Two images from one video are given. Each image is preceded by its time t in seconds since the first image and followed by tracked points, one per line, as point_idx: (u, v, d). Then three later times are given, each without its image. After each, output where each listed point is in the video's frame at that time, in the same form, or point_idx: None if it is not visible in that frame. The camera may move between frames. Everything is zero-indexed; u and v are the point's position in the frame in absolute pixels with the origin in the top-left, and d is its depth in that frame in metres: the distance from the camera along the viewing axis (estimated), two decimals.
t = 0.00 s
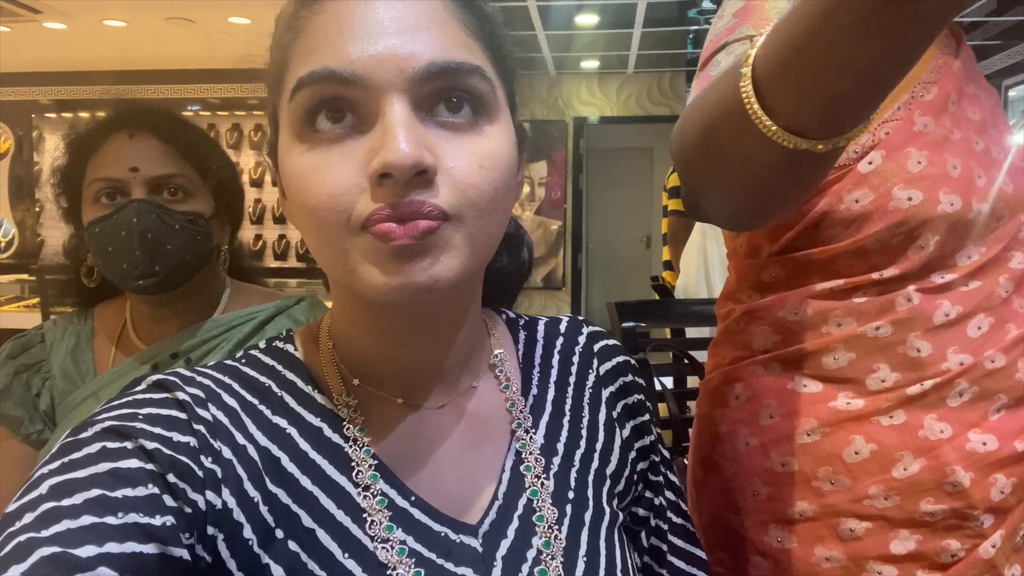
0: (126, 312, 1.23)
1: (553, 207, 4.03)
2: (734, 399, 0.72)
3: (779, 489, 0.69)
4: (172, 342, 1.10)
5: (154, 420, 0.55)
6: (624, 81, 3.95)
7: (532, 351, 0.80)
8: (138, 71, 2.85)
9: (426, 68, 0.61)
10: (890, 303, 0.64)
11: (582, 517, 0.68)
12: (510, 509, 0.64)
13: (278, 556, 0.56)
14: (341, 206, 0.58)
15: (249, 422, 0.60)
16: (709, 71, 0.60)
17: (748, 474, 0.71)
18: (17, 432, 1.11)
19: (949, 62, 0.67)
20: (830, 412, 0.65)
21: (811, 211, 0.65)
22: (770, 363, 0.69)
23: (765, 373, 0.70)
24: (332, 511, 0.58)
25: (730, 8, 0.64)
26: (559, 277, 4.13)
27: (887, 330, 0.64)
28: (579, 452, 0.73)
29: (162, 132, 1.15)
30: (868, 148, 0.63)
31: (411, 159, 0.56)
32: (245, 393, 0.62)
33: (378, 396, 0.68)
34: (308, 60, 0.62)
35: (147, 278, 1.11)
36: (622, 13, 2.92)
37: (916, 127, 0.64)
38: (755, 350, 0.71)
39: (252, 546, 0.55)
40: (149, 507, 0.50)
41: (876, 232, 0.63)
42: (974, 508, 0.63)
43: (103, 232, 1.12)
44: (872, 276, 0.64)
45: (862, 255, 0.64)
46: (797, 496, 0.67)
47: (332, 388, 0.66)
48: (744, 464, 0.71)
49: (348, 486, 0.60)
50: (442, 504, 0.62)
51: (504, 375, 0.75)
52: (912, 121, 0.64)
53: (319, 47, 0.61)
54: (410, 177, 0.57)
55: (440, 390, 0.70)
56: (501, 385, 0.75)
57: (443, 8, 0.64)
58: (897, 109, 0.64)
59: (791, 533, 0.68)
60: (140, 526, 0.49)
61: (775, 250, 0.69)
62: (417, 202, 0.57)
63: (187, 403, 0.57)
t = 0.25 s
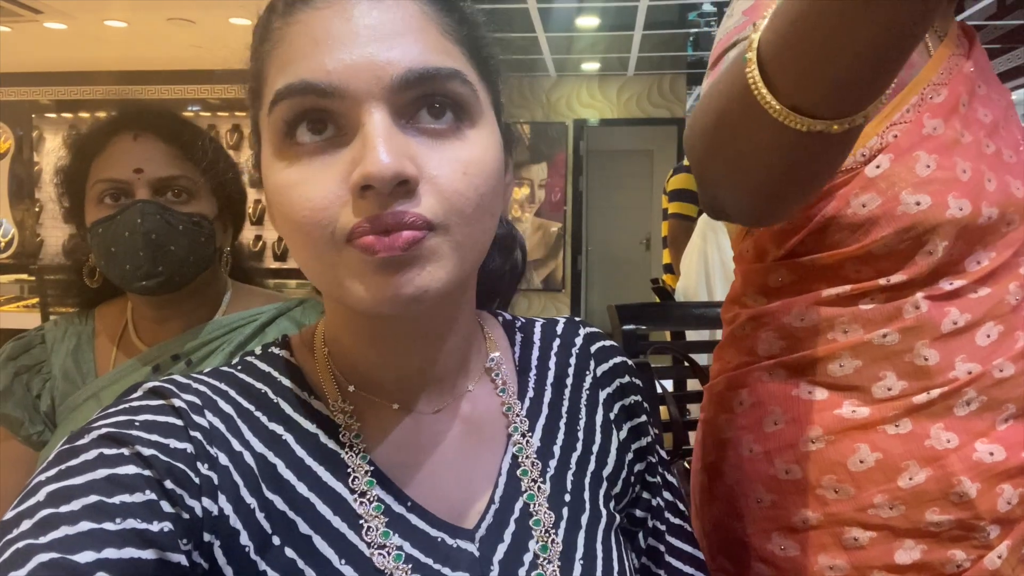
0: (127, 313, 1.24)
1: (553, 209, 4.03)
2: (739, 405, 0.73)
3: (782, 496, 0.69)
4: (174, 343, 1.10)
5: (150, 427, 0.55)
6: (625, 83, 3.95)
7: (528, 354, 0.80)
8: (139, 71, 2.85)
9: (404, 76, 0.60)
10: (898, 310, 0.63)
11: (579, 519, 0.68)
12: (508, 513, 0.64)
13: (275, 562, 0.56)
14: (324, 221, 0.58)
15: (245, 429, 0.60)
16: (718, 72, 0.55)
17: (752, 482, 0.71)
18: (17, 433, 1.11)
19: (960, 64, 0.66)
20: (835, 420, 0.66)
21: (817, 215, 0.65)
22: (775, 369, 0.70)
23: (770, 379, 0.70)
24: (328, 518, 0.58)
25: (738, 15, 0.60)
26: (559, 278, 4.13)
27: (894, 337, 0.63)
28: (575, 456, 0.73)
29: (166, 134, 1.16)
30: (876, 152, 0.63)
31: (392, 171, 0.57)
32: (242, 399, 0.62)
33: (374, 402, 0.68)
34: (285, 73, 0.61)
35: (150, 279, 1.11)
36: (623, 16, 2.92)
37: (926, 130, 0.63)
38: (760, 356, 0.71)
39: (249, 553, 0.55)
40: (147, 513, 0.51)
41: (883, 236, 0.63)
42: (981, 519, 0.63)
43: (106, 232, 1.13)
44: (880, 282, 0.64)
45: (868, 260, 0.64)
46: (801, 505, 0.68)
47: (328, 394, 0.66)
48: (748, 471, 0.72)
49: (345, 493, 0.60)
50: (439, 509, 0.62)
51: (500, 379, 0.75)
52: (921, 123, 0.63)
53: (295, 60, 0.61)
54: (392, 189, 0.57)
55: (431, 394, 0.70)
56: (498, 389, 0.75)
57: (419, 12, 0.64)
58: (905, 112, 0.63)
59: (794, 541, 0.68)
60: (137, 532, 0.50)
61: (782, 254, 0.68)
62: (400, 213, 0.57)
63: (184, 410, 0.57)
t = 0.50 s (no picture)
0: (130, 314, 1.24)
1: (554, 210, 4.03)
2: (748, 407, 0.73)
3: (791, 498, 0.69)
4: (177, 344, 1.11)
5: (154, 427, 0.55)
6: (625, 85, 3.95)
7: (528, 354, 0.80)
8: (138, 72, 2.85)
9: (385, 83, 0.60)
10: (908, 311, 0.62)
11: (579, 518, 0.68)
12: (508, 513, 0.64)
13: (277, 562, 0.56)
14: (312, 231, 0.58)
15: (247, 430, 0.60)
16: (726, 144, 0.54)
17: (761, 483, 0.72)
18: (21, 434, 1.11)
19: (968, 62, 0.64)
20: (845, 422, 0.65)
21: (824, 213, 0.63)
22: (784, 370, 0.69)
23: (779, 381, 0.70)
24: (330, 518, 0.58)
25: (739, 52, 0.58)
26: (559, 280, 4.13)
27: (904, 338, 0.62)
28: (575, 455, 0.73)
29: (169, 134, 1.16)
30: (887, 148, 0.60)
31: (375, 180, 0.56)
32: (244, 400, 0.62)
33: (373, 404, 0.68)
34: (267, 86, 0.62)
35: (152, 278, 1.12)
36: (622, 17, 2.92)
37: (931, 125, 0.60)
38: (768, 357, 0.71)
39: (251, 553, 0.55)
40: (152, 511, 0.50)
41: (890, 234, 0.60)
42: (992, 521, 0.63)
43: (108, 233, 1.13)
44: (889, 282, 0.62)
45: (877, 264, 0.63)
46: (809, 506, 0.68)
47: (327, 394, 0.66)
48: (758, 473, 0.72)
49: (346, 493, 0.60)
50: (439, 509, 0.62)
51: (500, 380, 0.75)
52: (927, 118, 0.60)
53: (275, 72, 0.61)
54: (377, 198, 0.57)
55: (426, 396, 0.70)
56: (498, 390, 0.75)
57: (398, 17, 0.64)
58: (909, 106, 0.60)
59: (803, 543, 0.69)
60: (143, 530, 0.50)
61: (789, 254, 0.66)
62: (387, 221, 0.57)
63: (186, 411, 0.57)
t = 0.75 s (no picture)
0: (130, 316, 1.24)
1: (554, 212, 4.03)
2: (746, 406, 0.73)
3: (788, 494, 0.70)
4: (176, 347, 1.11)
5: (158, 431, 0.55)
6: (626, 85, 3.92)
7: (530, 357, 0.80)
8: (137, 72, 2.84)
9: (392, 89, 0.60)
10: (900, 310, 0.65)
11: (582, 522, 0.68)
12: (511, 516, 0.64)
13: (281, 566, 0.56)
14: (317, 238, 0.58)
15: (250, 434, 0.60)
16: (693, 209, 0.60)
17: (760, 481, 0.72)
18: (22, 436, 1.12)
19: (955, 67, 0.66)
20: (841, 419, 0.65)
21: (810, 215, 0.65)
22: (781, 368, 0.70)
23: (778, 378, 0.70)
24: (333, 522, 0.58)
25: (706, 95, 0.63)
26: (559, 281, 4.13)
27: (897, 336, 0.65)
28: (579, 460, 0.73)
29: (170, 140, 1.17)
30: (868, 152, 0.63)
31: (382, 187, 0.56)
32: (246, 404, 0.62)
33: (376, 408, 0.67)
34: (274, 90, 0.61)
35: (151, 281, 1.12)
36: (622, 19, 2.91)
37: (919, 131, 0.63)
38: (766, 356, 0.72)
39: (255, 557, 0.55)
40: (157, 515, 0.50)
41: (874, 234, 0.63)
42: (987, 518, 0.63)
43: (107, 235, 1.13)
44: (877, 281, 0.65)
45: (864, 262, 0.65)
46: (807, 503, 0.68)
47: (331, 398, 0.66)
48: (758, 470, 0.72)
49: (349, 497, 0.60)
50: (442, 513, 0.62)
51: (502, 383, 0.75)
52: (915, 125, 0.63)
53: (282, 77, 0.61)
54: (384, 204, 0.57)
55: (430, 400, 0.69)
56: (500, 393, 0.74)
57: (405, 23, 0.64)
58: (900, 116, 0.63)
59: (801, 540, 0.69)
60: (148, 534, 0.50)
61: (781, 257, 0.70)
62: (394, 227, 0.57)
63: (190, 416, 0.57)
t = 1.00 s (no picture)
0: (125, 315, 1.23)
1: (554, 212, 4.03)
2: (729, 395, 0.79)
3: (768, 478, 0.76)
4: (169, 347, 1.10)
5: (153, 429, 0.55)
6: (626, 85, 3.92)
7: (529, 355, 0.80)
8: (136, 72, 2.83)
9: (398, 82, 0.60)
10: (870, 304, 0.69)
11: (579, 521, 0.68)
12: (508, 515, 0.64)
13: (277, 564, 0.55)
14: (322, 230, 0.57)
15: (247, 431, 0.59)
16: (663, 198, 0.70)
17: (745, 466, 0.78)
18: (18, 436, 1.12)
19: (931, 73, 0.71)
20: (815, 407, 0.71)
21: (783, 212, 0.71)
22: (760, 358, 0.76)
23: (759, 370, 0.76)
24: (330, 520, 0.58)
25: (683, 95, 0.73)
26: (559, 282, 4.17)
27: (867, 329, 0.69)
28: (577, 457, 0.72)
29: (161, 137, 1.16)
30: (837, 152, 0.68)
31: (387, 179, 0.56)
32: (243, 402, 0.62)
33: (374, 405, 0.67)
34: (279, 82, 0.61)
35: (145, 280, 1.12)
36: (621, 18, 2.91)
37: (889, 132, 0.68)
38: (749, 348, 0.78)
39: (251, 555, 0.54)
40: (151, 513, 0.50)
41: (840, 229, 0.68)
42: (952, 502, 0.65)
43: (100, 234, 1.12)
44: (846, 274, 0.69)
45: (835, 257, 0.70)
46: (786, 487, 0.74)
47: (327, 396, 0.65)
48: (742, 456, 0.78)
49: (346, 495, 0.60)
50: (439, 510, 0.62)
51: (500, 381, 0.75)
52: (885, 126, 0.68)
53: (288, 70, 0.61)
54: (389, 197, 0.57)
55: (432, 396, 0.69)
56: (498, 391, 0.74)
57: (411, 18, 0.64)
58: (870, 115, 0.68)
59: (778, 522, 0.76)
60: (142, 533, 0.49)
61: (761, 251, 0.75)
62: (398, 220, 0.57)
63: (186, 413, 0.57)
